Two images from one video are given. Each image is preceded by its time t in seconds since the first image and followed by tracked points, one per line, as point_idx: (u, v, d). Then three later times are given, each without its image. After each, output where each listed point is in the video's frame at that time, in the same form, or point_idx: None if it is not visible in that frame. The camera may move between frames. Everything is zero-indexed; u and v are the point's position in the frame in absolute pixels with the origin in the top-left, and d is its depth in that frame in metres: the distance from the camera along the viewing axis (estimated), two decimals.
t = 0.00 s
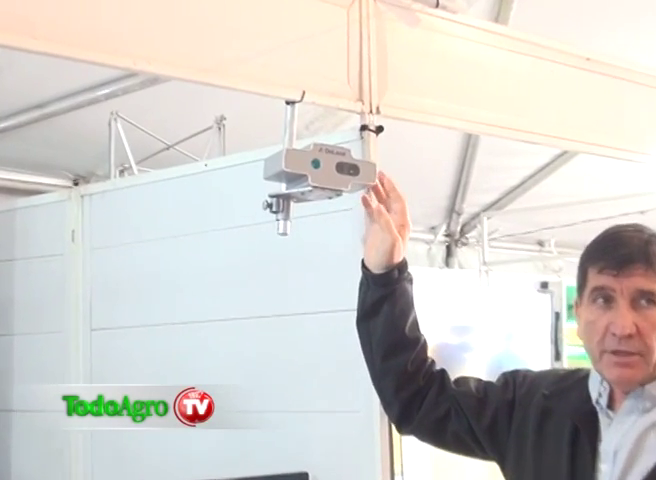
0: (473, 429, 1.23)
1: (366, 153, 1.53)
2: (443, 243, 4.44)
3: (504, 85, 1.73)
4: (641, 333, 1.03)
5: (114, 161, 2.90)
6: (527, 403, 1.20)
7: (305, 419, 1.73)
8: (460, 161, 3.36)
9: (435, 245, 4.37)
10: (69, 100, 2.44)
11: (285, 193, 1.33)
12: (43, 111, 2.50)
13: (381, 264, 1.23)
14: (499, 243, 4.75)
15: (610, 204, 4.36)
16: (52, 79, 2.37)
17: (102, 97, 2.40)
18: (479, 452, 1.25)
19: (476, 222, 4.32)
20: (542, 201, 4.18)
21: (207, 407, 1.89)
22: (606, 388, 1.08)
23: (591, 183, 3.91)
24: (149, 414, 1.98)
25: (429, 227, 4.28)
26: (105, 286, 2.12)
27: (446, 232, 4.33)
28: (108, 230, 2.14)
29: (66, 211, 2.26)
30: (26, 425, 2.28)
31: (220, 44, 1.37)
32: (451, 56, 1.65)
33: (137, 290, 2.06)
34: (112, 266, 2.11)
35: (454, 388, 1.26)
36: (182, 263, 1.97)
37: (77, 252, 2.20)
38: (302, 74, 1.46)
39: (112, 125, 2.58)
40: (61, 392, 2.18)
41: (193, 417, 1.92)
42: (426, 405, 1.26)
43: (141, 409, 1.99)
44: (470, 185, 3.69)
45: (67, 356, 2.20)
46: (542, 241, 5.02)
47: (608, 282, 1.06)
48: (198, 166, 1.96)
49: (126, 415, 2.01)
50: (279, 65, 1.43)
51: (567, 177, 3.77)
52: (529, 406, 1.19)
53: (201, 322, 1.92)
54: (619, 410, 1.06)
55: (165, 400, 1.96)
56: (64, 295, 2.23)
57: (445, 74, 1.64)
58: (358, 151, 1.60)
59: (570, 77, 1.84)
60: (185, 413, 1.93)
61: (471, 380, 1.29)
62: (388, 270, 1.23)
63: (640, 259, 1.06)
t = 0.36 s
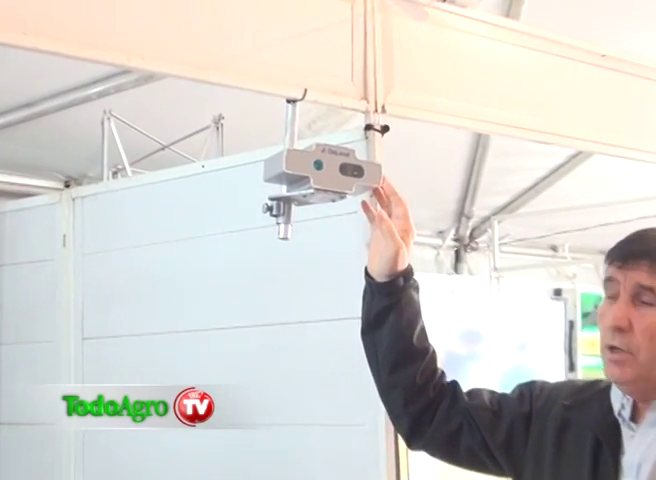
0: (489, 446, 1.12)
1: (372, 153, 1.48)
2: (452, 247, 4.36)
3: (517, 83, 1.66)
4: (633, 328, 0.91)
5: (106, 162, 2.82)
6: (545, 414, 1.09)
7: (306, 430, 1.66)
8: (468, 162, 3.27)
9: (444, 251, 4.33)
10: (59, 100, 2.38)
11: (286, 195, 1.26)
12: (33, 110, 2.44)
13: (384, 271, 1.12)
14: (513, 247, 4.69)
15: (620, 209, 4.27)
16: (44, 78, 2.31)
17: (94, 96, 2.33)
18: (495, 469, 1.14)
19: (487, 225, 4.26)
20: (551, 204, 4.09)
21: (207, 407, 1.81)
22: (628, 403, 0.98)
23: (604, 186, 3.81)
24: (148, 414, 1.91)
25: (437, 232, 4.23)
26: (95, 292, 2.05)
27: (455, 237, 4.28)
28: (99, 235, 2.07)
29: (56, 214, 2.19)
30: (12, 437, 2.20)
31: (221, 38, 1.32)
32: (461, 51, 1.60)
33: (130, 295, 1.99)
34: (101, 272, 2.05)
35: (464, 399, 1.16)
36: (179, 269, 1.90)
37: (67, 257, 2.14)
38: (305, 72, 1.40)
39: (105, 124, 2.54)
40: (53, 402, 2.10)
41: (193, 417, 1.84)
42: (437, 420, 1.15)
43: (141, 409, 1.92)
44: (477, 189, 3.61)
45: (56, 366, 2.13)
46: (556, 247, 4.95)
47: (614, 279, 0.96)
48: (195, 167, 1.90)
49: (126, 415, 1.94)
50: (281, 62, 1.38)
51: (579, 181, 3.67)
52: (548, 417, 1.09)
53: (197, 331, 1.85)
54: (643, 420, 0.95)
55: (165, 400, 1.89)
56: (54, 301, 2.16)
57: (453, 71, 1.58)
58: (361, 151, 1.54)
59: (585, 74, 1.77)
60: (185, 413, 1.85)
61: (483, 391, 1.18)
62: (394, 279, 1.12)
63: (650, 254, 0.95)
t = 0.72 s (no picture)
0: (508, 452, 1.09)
1: (376, 152, 1.45)
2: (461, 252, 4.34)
3: (525, 79, 1.64)
4: (634, 323, 0.93)
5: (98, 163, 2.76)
6: (567, 423, 1.06)
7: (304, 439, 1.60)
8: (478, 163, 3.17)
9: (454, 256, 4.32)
10: (51, 96, 2.32)
11: (285, 197, 1.20)
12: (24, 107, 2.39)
13: (417, 272, 1.09)
14: (525, 250, 4.71)
15: (633, 213, 4.18)
16: (33, 76, 2.25)
17: (85, 94, 2.27)
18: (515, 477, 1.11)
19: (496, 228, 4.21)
20: (561, 207, 4.01)
21: (208, 407, 1.74)
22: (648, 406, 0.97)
23: (615, 189, 3.72)
24: (148, 414, 1.82)
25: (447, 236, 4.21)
26: (85, 298, 1.99)
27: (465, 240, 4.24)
28: (89, 239, 2.01)
29: (48, 216, 2.13)
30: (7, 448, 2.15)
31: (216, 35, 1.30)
32: (467, 45, 1.56)
33: (123, 300, 1.92)
34: (95, 276, 1.98)
35: (486, 404, 1.12)
36: (173, 273, 1.84)
37: (57, 262, 2.07)
38: (306, 69, 1.37)
39: (97, 123, 2.43)
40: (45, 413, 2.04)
41: (194, 417, 1.76)
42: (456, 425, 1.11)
43: (142, 409, 1.83)
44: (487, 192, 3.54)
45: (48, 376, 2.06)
46: (569, 251, 4.95)
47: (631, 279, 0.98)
48: (192, 166, 1.84)
49: (126, 414, 1.84)
50: (279, 57, 1.35)
51: (591, 183, 3.59)
52: (570, 425, 1.06)
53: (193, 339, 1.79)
54: None
55: (165, 400, 1.81)
56: (45, 307, 2.09)
57: (460, 67, 1.56)
58: (364, 150, 1.47)
59: (596, 69, 1.74)
60: (185, 413, 1.77)
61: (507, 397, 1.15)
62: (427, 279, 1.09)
63: None
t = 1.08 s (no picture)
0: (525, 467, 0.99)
1: (379, 152, 1.40)
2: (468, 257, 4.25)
3: (535, 73, 1.58)
4: None
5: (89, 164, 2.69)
6: (586, 434, 0.97)
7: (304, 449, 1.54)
8: (486, 162, 3.11)
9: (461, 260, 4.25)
10: (42, 93, 2.25)
11: (285, 199, 1.13)
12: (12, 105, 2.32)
13: (412, 281, 0.96)
14: (535, 254, 4.65)
15: (643, 216, 4.11)
16: (26, 72, 2.18)
17: (75, 90, 2.20)
18: None
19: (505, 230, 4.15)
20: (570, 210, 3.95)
21: (208, 408, 1.68)
22: None
23: (625, 190, 3.66)
24: (148, 414, 1.76)
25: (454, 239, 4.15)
26: (76, 305, 1.92)
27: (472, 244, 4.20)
28: (82, 242, 1.94)
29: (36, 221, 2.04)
30: None
31: (212, 29, 1.24)
32: (475, 39, 1.51)
33: (117, 305, 1.85)
34: (88, 281, 1.90)
35: (498, 414, 1.01)
36: (169, 276, 1.78)
37: (46, 268, 2.00)
38: (307, 64, 1.32)
39: (89, 122, 2.36)
40: (30, 425, 1.96)
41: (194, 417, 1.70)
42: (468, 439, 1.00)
43: (142, 409, 1.77)
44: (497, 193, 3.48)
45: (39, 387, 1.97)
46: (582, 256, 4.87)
47: None
48: (187, 167, 1.78)
49: (126, 414, 1.78)
50: (277, 51, 1.29)
51: (601, 185, 3.53)
52: (589, 437, 0.97)
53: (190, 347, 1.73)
54: None
55: (165, 400, 1.74)
56: (33, 315, 2.01)
57: (467, 62, 1.50)
58: (368, 151, 1.42)
59: (608, 63, 1.69)
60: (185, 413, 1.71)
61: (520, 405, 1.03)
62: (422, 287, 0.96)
63: None
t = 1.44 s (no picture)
0: None
1: (383, 153, 1.32)
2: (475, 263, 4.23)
3: (545, 69, 1.52)
4: None
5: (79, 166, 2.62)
6: (600, 448, 0.83)
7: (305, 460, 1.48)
8: (494, 163, 3.05)
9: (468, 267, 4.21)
10: (29, 92, 2.20)
11: (283, 202, 1.06)
12: None
13: (420, 291, 0.88)
14: (545, 261, 4.59)
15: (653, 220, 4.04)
16: (17, 68, 2.13)
17: (64, 89, 2.14)
18: None
19: (513, 237, 4.09)
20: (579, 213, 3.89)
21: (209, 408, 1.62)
22: None
23: (635, 193, 3.59)
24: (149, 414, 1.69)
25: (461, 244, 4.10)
26: (66, 311, 1.86)
27: (479, 250, 4.16)
28: (71, 245, 1.88)
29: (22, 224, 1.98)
30: None
31: (207, 21, 1.18)
32: (483, 34, 1.45)
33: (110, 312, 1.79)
34: (80, 287, 1.84)
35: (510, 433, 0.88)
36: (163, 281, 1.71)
37: (34, 274, 1.93)
38: (306, 61, 1.26)
39: (78, 121, 2.28)
40: (20, 438, 1.89)
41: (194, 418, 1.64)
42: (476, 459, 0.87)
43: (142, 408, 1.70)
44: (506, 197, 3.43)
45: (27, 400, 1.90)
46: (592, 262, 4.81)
47: None
48: (182, 169, 1.72)
49: (126, 414, 1.71)
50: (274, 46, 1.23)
51: (612, 188, 3.47)
52: (603, 453, 0.82)
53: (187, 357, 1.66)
54: None
55: (165, 400, 1.67)
56: (21, 325, 1.94)
57: (475, 58, 1.44)
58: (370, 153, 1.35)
59: (620, 59, 1.63)
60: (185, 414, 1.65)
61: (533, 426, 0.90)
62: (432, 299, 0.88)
63: None
